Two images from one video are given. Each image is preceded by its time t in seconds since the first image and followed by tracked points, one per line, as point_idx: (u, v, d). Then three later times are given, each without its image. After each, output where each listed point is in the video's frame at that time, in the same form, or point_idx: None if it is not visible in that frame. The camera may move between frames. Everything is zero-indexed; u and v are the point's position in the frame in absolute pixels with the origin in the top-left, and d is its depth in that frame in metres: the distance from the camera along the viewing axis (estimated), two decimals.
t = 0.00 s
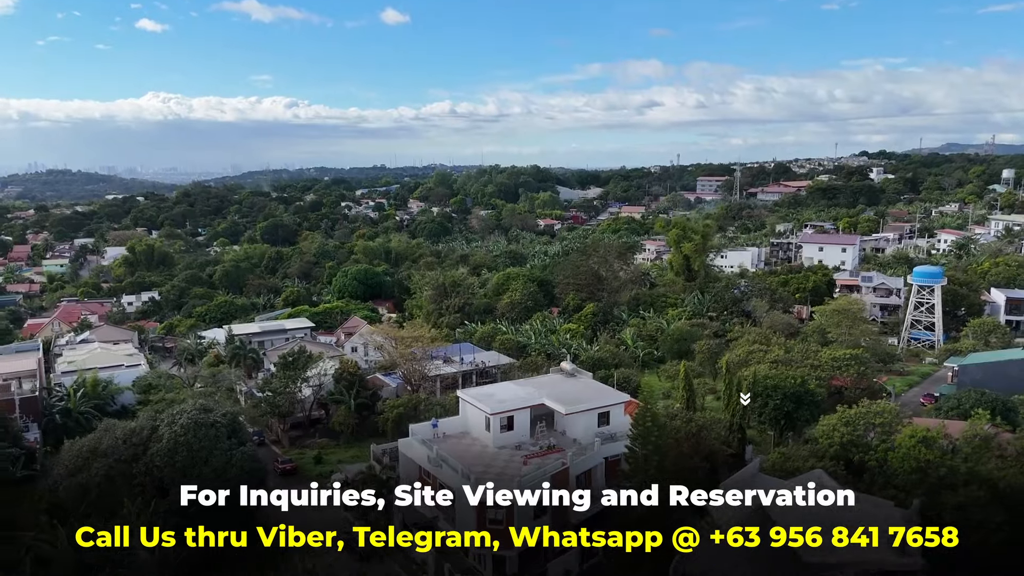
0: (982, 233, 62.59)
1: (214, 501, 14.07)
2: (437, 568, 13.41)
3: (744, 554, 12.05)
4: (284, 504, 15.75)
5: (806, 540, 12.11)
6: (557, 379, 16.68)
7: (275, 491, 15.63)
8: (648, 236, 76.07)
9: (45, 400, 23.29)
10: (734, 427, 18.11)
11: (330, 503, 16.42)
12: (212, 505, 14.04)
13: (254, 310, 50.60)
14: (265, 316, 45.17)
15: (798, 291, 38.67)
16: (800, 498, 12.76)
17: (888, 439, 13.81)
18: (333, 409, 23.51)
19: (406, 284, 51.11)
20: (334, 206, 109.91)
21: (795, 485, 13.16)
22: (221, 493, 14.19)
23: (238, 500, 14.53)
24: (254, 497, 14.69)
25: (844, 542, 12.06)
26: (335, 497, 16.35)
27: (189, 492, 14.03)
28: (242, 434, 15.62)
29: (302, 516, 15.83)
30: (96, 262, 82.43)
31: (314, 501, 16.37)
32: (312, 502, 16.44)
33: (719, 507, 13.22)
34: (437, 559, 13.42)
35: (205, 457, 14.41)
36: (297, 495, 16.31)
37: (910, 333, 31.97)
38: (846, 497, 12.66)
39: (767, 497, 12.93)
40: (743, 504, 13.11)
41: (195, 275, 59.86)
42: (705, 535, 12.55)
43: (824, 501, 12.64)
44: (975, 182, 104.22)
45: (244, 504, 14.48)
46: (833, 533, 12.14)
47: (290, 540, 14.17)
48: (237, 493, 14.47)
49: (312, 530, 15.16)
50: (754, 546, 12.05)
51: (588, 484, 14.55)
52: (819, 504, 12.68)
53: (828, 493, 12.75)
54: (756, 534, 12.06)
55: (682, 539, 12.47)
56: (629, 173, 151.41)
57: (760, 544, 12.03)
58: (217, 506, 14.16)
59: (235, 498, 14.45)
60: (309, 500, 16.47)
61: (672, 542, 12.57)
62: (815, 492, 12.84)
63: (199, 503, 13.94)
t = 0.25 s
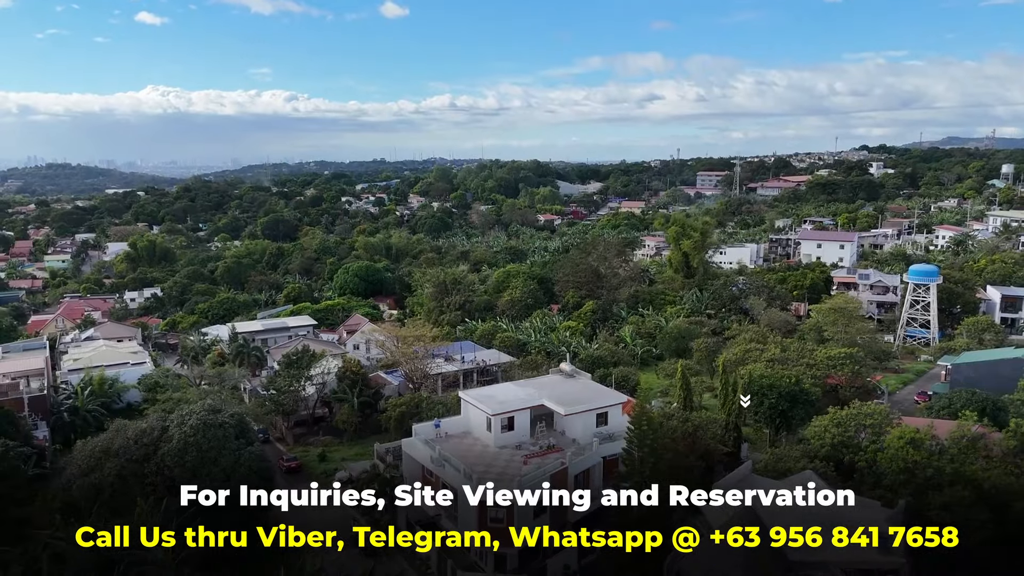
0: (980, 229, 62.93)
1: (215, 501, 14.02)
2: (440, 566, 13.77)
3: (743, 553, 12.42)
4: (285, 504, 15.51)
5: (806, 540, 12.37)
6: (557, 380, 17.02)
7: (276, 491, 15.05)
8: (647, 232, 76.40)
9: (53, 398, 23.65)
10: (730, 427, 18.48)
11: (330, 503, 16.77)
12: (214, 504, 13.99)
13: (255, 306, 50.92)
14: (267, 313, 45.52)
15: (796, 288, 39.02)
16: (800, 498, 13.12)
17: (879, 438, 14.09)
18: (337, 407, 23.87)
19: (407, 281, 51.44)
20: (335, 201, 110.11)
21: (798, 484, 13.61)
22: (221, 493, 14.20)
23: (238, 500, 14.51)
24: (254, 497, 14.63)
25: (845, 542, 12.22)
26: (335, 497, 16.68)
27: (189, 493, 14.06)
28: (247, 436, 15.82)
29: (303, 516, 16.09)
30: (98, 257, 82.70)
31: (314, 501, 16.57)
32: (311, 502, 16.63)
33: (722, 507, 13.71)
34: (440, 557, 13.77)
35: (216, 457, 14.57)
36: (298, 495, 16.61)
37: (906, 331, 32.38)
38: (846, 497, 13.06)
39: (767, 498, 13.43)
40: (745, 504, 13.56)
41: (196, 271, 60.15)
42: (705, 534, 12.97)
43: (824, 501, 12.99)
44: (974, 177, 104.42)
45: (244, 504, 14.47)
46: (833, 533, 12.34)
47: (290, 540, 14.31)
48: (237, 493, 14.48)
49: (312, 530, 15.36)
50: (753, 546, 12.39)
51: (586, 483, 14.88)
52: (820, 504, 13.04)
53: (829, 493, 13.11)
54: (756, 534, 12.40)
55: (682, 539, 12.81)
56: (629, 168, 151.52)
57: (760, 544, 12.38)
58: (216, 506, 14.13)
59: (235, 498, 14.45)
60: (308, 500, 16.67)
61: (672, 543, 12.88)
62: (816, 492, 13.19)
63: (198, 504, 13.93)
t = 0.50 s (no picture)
0: (977, 222, 63.28)
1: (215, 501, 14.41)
2: (443, 561, 14.04)
3: (744, 553, 12.35)
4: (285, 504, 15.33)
5: (806, 539, 12.48)
6: (556, 378, 17.43)
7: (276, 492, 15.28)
8: (647, 225, 76.73)
9: (63, 393, 24.13)
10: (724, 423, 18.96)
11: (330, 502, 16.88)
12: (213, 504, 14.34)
13: (258, 300, 51.34)
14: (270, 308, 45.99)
15: (793, 283, 39.44)
16: (800, 498, 13.21)
17: (869, 434, 14.30)
18: (340, 402, 24.32)
19: (407, 275, 51.83)
20: (335, 193, 110.34)
21: (796, 484, 13.74)
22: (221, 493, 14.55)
23: (238, 500, 14.76)
24: (254, 496, 14.88)
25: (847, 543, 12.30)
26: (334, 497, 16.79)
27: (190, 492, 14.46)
28: (257, 433, 16.25)
29: (304, 515, 16.15)
30: (99, 250, 83.05)
31: (314, 500, 16.60)
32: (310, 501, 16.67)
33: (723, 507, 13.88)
34: (443, 553, 14.08)
35: (225, 453, 15.01)
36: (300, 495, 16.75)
37: (902, 325, 32.84)
38: (846, 497, 13.21)
39: (767, 497, 13.51)
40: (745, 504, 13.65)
41: (198, 264, 60.54)
42: (705, 534, 13.35)
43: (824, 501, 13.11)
44: (973, 169, 104.61)
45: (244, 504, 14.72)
46: (833, 533, 12.43)
47: (290, 540, 14.37)
48: (237, 493, 14.76)
49: (312, 530, 15.41)
50: (754, 546, 12.35)
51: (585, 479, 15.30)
52: (820, 504, 13.17)
53: (829, 493, 13.25)
54: (756, 534, 12.37)
55: (682, 539, 13.17)
56: (629, 159, 151.57)
57: (760, 544, 12.34)
58: (216, 506, 14.44)
59: (235, 498, 14.74)
60: (308, 500, 16.71)
61: (673, 543, 13.25)
62: (816, 492, 13.33)
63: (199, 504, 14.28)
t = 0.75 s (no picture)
0: (975, 216, 63.60)
1: (214, 501, 14.55)
2: (444, 556, 14.21)
3: (744, 553, 12.75)
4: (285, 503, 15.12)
5: (806, 539, 12.78)
6: (555, 376, 17.83)
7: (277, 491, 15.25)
8: (646, 218, 77.05)
9: (70, 388, 24.53)
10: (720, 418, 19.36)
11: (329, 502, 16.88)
12: (213, 504, 14.50)
13: (260, 293, 51.69)
14: (272, 302, 46.40)
15: (791, 277, 39.83)
16: (800, 498, 13.32)
17: (861, 429, 14.45)
18: (343, 397, 24.73)
19: (408, 269, 52.18)
20: (336, 186, 110.49)
21: (794, 484, 13.78)
22: (221, 493, 14.70)
23: (238, 500, 14.91)
24: (254, 497, 15.00)
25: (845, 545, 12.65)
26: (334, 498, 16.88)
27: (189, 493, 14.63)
28: (264, 430, 16.55)
29: (307, 513, 16.23)
30: (101, 243, 83.29)
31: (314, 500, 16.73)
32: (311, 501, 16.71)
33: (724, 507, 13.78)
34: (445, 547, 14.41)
35: (234, 449, 15.30)
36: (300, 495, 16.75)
37: (897, 320, 33.26)
38: (846, 497, 13.25)
39: (768, 498, 13.48)
40: (746, 504, 13.58)
41: (200, 257, 60.84)
42: (705, 534, 13.42)
43: (824, 501, 13.23)
44: (973, 161, 104.78)
45: (244, 504, 14.86)
46: (832, 533, 12.77)
47: (290, 540, 14.27)
48: (237, 493, 14.88)
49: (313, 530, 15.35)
50: (754, 546, 12.73)
51: (583, 475, 15.65)
52: (820, 504, 13.28)
53: (829, 493, 13.33)
54: (755, 534, 12.74)
55: (681, 540, 13.39)
56: (629, 151, 151.59)
57: (759, 544, 12.73)
58: (217, 506, 14.60)
59: (235, 498, 14.88)
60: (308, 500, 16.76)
61: (672, 542, 13.52)
62: (816, 492, 13.42)
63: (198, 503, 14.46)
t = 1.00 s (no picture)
0: (973, 208, 63.89)
1: (214, 502, 14.77)
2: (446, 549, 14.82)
3: (743, 553, 12.95)
4: (286, 503, 15.48)
5: (806, 539, 12.89)
6: (553, 373, 18.27)
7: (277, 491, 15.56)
8: (646, 210, 77.35)
9: (79, 382, 25.01)
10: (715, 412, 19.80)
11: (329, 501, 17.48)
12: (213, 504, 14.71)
13: (262, 286, 52.10)
14: (275, 295, 46.80)
15: (788, 271, 40.19)
16: (800, 498, 13.51)
17: (850, 425, 14.83)
18: (346, 390, 25.18)
19: (409, 262, 52.56)
20: (336, 177, 110.61)
21: (795, 485, 13.89)
22: (221, 493, 14.91)
23: (239, 500, 15.20)
24: (254, 497, 15.28)
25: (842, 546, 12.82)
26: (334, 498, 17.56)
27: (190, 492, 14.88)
28: (270, 427, 16.98)
29: (311, 515, 16.68)
30: (102, 234, 83.57)
31: (314, 500, 17.11)
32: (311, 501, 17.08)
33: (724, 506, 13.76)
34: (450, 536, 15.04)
35: (242, 445, 15.74)
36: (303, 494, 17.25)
37: (893, 315, 33.65)
38: (846, 497, 13.39)
39: (768, 498, 13.62)
40: (746, 504, 13.72)
41: (201, 249, 61.18)
42: (704, 534, 13.43)
43: (824, 501, 13.43)
44: (972, 152, 104.81)
45: (244, 504, 15.17)
46: (833, 534, 12.84)
47: (290, 540, 14.91)
48: (237, 494, 15.16)
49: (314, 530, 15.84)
50: (754, 545, 12.93)
51: (581, 470, 16.09)
52: (819, 504, 13.49)
53: (829, 493, 13.52)
54: (756, 535, 12.92)
55: (681, 539, 13.35)
56: (629, 142, 151.47)
57: (759, 543, 12.93)
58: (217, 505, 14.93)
59: (236, 499, 15.16)
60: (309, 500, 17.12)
61: (672, 542, 13.48)
62: (816, 493, 13.61)
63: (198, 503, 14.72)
